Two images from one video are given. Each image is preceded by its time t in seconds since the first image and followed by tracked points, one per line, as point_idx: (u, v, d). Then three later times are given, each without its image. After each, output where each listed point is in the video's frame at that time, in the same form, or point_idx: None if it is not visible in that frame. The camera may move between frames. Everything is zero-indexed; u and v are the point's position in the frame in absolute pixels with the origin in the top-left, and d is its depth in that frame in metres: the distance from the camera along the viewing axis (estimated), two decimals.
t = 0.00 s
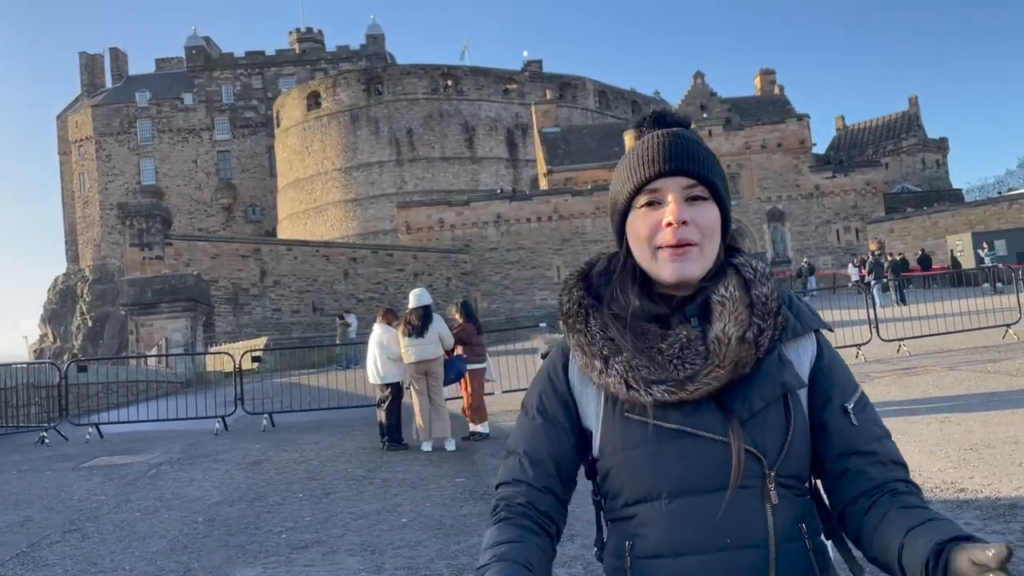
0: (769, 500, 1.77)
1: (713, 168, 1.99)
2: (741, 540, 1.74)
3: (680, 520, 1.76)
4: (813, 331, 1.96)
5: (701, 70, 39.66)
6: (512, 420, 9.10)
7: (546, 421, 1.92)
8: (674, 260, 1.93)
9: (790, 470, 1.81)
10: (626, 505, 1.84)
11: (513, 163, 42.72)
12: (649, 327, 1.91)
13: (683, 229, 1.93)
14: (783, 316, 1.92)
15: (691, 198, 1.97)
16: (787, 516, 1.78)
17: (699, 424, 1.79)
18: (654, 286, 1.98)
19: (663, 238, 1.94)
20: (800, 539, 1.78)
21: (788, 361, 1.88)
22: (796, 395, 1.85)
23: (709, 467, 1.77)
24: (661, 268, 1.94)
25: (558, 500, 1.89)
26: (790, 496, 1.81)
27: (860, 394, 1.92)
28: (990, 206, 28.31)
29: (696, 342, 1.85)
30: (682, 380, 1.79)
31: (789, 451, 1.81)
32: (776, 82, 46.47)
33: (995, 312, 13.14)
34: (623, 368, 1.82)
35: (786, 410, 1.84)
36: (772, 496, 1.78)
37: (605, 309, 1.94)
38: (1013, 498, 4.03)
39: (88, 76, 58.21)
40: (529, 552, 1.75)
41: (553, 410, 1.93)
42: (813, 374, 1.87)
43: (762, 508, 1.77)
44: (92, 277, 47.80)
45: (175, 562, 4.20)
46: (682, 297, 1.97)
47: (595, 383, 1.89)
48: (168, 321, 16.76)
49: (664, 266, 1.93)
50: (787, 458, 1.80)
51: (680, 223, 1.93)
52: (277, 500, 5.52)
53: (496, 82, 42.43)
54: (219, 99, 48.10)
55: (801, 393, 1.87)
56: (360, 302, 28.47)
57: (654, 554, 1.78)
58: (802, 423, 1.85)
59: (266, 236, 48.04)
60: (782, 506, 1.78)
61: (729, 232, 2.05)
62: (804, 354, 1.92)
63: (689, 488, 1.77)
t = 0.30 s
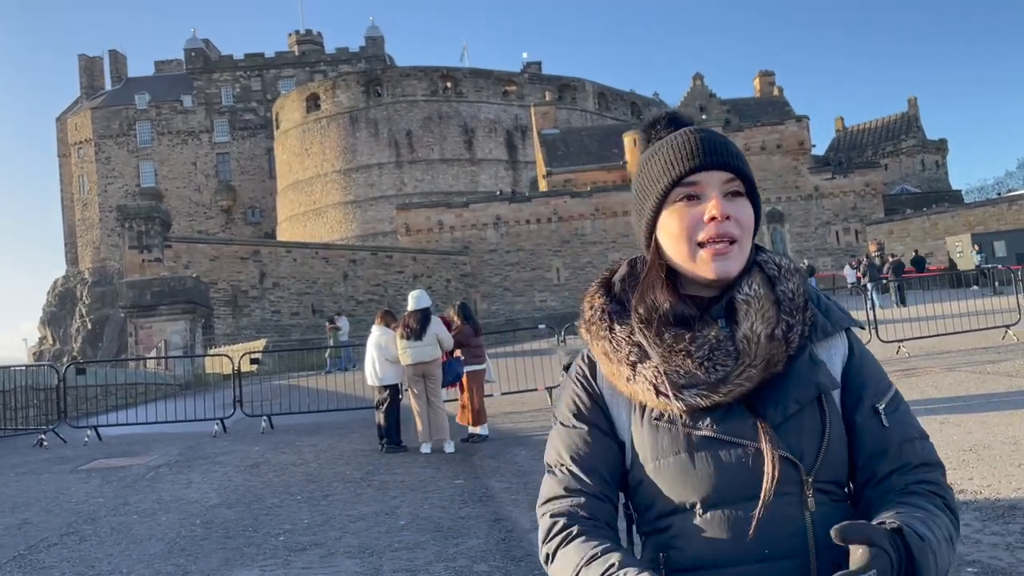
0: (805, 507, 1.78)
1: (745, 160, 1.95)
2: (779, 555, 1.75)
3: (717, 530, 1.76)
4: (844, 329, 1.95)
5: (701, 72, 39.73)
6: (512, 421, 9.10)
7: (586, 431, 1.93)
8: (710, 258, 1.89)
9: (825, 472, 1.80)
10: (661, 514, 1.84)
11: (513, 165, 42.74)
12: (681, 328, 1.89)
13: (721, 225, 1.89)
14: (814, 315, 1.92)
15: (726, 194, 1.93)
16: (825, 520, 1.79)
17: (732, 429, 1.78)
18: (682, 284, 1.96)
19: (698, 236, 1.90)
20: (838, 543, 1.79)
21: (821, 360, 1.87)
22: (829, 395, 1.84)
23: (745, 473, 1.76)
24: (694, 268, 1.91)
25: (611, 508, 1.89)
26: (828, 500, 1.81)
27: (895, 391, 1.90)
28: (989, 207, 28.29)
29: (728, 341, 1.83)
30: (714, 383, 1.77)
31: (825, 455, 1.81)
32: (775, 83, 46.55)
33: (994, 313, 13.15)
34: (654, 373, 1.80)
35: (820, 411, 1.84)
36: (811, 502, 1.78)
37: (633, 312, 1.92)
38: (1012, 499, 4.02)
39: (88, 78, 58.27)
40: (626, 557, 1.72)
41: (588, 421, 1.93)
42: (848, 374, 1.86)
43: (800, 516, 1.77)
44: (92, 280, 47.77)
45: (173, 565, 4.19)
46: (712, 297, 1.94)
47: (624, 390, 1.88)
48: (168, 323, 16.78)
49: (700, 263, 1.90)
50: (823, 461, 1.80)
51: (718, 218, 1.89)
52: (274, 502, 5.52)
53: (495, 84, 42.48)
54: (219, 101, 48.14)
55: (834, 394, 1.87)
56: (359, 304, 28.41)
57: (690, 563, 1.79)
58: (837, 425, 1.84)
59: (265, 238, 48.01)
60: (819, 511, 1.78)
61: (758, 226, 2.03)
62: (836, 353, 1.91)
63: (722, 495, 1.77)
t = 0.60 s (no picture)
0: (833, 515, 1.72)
1: (733, 167, 1.94)
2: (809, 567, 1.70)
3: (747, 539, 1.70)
4: (855, 336, 1.95)
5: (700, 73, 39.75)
6: (511, 423, 9.10)
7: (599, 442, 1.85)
8: (706, 262, 1.86)
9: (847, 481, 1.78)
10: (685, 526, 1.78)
11: (513, 167, 42.72)
12: (696, 336, 1.86)
13: (711, 234, 1.87)
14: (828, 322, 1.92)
15: (713, 199, 1.92)
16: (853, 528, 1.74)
17: (755, 437, 1.74)
18: (689, 295, 1.93)
19: (691, 244, 1.88)
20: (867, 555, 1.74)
21: (838, 368, 1.86)
22: (848, 403, 1.83)
23: (771, 479, 1.72)
24: (692, 272, 1.87)
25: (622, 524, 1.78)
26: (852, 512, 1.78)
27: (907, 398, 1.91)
28: (989, 207, 28.29)
29: (744, 348, 1.80)
30: (736, 390, 1.74)
31: (849, 463, 1.78)
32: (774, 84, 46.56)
33: (994, 313, 13.17)
34: (673, 382, 1.76)
35: (840, 418, 1.82)
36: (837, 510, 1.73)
37: (646, 321, 1.89)
38: (1011, 501, 4.01)
39: (88, 81, 58.30)
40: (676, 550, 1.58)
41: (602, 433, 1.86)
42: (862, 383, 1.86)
43: (830, 525, 1.72)
44: (92, 282, 47.77)
45: (170, 568, 4.18)
46: (720, 305, 1.92)
47: (639, 400, 1.83)
48: (167, 325, 16.82)
49: (694, 269, 1.86)
50: (849, 466, 1.77)
51: (707, 227, 1.88)
52: (272, 505, 5.51)
53: (495, 85, 42.46)
54: (218, 104, 48.12)
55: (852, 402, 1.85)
56: (359, 306, 28.36)
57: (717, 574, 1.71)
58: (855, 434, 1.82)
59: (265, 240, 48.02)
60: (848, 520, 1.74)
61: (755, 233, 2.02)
62: (850, 363, 1.91)
63: (745, 502, 1.72)
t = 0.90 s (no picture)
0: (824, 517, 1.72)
1: (722, 168, 1.91)
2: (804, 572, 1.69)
3: (739, 548, 1.70)
4: (861, 334, 1.92)
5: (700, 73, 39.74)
6: (511, 424, 9.09)
7: (584, 451, 1.88)
8: (689, 271, 1.87)
9: (844, 486, 1.77)
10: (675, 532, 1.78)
11: (513, 168, 42.70)
12: (686, 343, 1.86)
13: (693, 241, 1.87)
14: (830, 322, 1.88)
15: (697, 205, 1.91)
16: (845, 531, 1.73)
17: (746, 444, 1.73)
18: (681, 301, 1.94)
19: (673, 251, 1.88)
20: (864, 558, 1.73)
21: (838, 370, 1.83)
22: (847, 406, 1.81)
23: (765, 491, 1.71)
24: (678, 281, 1.88)
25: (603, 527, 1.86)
26: (854, 519, 1.76)
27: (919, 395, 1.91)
28: (989, 208, 28.28)
29: (735, 354, 1.79)
30: (725, 400, 1.73)
31: (845, 468, 1.76)
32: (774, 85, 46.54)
33: (993, 314, 13.18)
34: (660, 392, 1.76)
35: (838, 421, 1.80)
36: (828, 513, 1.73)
37: (634, 328, 1.89)
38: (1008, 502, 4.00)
39: (88, 83, 58.34)
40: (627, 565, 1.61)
41: (590, 443, 1.88)
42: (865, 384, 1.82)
43: (821, 529, 1.71)
44: (93, 284, 47.79)
45: (168, 571, 4.18)
46: (713, 307, 1.93)
47: (630, 408, 1.84)
48: (167, 328, 16.82)
49: (679, 276, 1.87)
50: (844, 468, 1.76)
51: (687, 235, 1.88)
52: (271, 507, 5.51)
53: (495, 86, 42.41)
54: (218, 105, 48.06)
55: (852, 404, 1.82)
56: (360, 307, 28.36)
57: None
58: (857, 437, 1.80)
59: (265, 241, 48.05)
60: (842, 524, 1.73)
61: (749, 235, 2.00)
62: (856, 360, 1.87)
63: (735, 510, 1.71)
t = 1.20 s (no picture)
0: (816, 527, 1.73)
1: (718, 180, 1.88)
2: None
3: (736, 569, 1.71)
4: (869, 350, 1.86)
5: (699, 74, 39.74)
6: (511, 426, 9.07)
7: (592, 461, 1.89)
8: (688, 285, 1.86)
9: (842, 506, 1.76)
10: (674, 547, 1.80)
11: (512, 169, 42.69)
12: (686, 360, 1.85)
13: (690, 254, 1.86)
14: (835, 336, 1.84)
15: (695, 218, 1.89)
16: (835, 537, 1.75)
17: (742, 463, 1.73)
18: (680, 313, 1.92)
19: (670, 266, 1.86)
20: (853, 571, 1.75)
21: (841, 391, 1.80)
22: (849, 424, 1.78)
23: (764, 517, 1.71)
24: (675, 296, 1.87)
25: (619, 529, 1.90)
26: (850, 538, 1.77)
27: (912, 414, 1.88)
28: (989, 208, 28.27)
29: (734, 374, 1.77)
30: (722, 423, 1.72)
31: (843, 487, 1.76)
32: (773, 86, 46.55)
33: (993, 314, 13.19)
34: (658, 412, 1.76)
35: (841, 439, 1.78)
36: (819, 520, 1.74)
37: (633, 341, 1.88)
38: (1009, 503, 3.98)
39: (87, 85, 58.36)
40: None
41: (594, 453, 1.90)
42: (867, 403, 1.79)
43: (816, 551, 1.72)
44: (92, 287, 47.77)
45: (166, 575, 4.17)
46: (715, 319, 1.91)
47: (627, 420, 1.85)
48: (166, 330, 16.79)
49: (675, 292, 1.86)
50: (842, 489, 1.76)
51: (685, 247, 1.86)
52: (270, 510, 5.50)
53: (494, 87, 42.41)
54: (217, 107, 48.04)
55: (854, 422, 1.80)
56: (359, 309, 28.36)
57: None
58: (857, 458, 1.78)
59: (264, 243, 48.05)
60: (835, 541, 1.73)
61: (751, 242, 1.97)
62: (860, 377, 1.83)
63: (735, 530, 1.72)
